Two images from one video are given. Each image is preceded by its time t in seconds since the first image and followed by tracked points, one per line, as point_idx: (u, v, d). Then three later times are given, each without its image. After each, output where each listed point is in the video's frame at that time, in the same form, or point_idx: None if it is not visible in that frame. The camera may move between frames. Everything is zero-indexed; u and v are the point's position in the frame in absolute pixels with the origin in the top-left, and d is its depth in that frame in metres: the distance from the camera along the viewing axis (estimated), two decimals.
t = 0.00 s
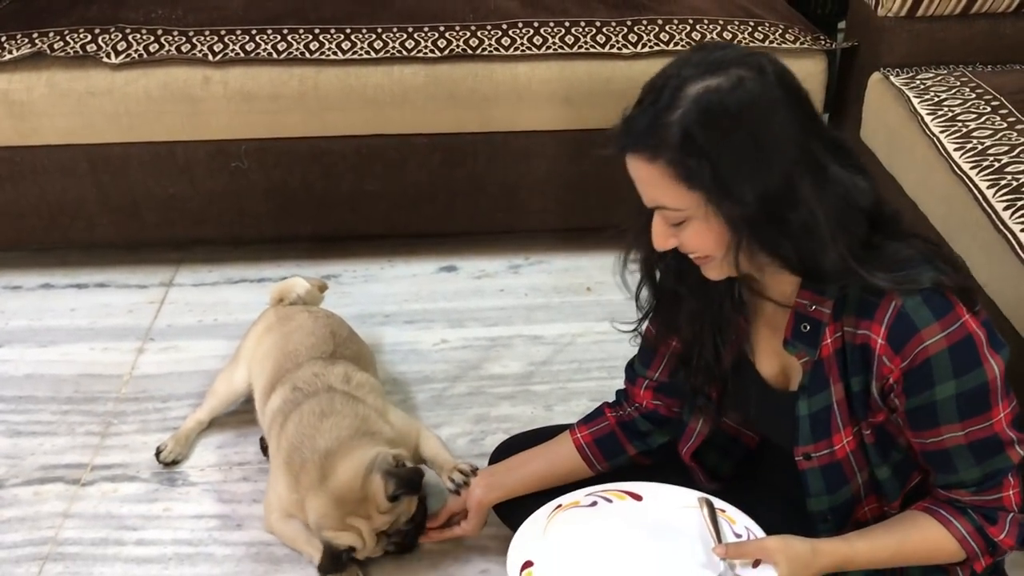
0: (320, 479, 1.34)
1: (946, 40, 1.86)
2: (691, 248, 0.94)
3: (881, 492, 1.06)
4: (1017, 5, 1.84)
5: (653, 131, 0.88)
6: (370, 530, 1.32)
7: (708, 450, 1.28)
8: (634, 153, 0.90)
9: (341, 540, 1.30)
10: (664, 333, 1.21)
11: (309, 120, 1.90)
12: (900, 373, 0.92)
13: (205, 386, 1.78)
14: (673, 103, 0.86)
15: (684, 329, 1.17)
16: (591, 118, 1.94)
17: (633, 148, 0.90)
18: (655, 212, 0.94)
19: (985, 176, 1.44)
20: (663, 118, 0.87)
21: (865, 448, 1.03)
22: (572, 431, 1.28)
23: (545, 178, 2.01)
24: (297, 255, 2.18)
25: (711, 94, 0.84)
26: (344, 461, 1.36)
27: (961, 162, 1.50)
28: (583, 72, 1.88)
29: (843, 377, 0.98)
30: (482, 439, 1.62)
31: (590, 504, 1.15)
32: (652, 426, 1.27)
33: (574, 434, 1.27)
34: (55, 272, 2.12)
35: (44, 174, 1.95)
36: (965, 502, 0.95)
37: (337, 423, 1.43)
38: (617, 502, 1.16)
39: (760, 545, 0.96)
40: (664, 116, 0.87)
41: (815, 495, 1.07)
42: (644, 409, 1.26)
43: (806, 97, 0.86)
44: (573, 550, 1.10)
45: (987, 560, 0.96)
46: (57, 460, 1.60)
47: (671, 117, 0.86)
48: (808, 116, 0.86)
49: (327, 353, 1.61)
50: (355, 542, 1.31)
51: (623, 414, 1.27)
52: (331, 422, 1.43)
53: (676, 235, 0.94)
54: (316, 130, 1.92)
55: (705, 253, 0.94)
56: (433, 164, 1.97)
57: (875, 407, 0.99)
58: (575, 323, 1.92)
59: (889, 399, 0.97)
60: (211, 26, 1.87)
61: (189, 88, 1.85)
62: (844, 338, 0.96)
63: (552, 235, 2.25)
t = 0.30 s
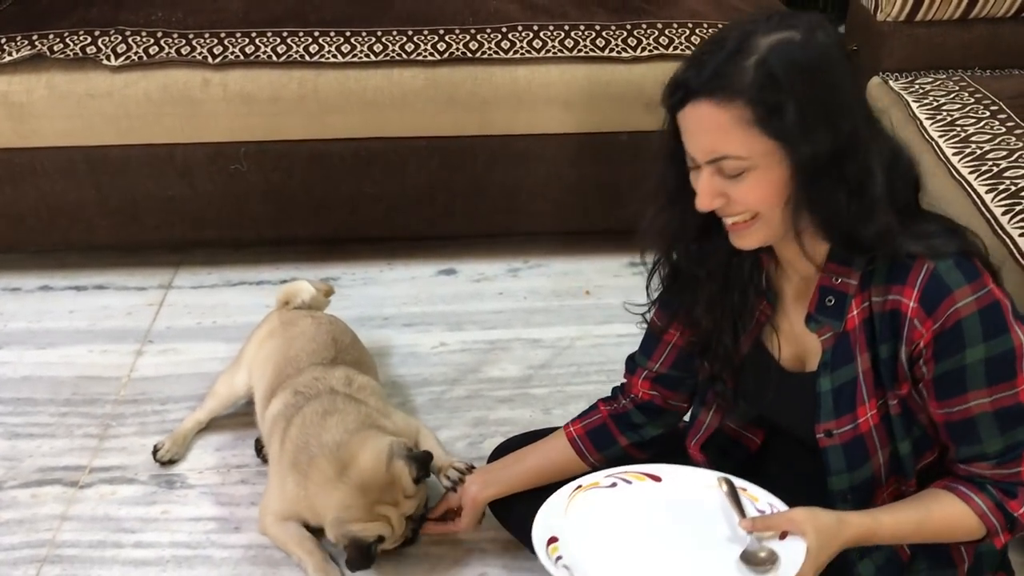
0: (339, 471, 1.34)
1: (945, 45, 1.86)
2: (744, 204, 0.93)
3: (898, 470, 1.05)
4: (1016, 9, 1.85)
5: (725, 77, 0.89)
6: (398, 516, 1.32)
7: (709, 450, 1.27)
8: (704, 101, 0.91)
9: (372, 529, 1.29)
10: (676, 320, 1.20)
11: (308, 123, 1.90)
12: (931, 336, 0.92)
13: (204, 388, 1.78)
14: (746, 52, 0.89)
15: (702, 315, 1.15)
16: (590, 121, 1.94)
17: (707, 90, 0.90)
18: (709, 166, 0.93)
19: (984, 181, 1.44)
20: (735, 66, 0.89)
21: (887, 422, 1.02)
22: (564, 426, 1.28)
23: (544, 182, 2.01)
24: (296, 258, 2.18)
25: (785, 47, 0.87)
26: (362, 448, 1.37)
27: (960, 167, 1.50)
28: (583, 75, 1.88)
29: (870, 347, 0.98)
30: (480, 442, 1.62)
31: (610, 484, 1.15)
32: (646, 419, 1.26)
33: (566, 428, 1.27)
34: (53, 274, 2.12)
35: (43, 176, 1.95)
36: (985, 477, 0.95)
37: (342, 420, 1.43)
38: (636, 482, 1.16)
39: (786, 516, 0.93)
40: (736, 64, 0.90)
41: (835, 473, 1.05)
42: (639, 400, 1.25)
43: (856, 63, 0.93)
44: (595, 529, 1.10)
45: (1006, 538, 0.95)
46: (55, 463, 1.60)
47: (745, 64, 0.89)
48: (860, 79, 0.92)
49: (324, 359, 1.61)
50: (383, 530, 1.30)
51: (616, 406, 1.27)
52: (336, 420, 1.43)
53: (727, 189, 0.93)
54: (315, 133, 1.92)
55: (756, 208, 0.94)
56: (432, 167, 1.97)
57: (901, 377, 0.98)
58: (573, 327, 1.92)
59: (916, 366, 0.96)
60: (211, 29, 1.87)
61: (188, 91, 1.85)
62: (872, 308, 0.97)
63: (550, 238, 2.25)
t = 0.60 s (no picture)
0: (340, 459, 1.33)
1: (948, 47, 1.86)
2: (798, 155, 0.95)
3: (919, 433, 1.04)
4: (1018, 11, 1.86)
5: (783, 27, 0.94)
6: (406, 490, 1.33)
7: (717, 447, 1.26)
8: (764, 50, 0.94)
9: (384, 505, 1.29)
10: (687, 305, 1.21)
11: (309, 124, 1.90)
12: (953, 286, 0.93)
13: (204, 389, 1.78)
14: (798, 10, 0.95)
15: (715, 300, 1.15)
16: (591, 123, 1.94)
17: (758, 45, 0.95)
18: (763, 119, 0.96)
19: (986, 183, 1.43)
20: (789, 19, 0.94)
21: (909, 379, 1.01)
22: (563, 422, 1.24)
23: (545, 185, 2.01)
24: (297, 259, 2.18)
25: (831, 8, 0.95)
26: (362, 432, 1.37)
27: (960, 169, 1.49)
28: (584, 77, 1.88)
29: (892, 303, 0.99)
30: (482, 444, 1.62)
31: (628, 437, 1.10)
32: (647, 410, 1.24)
33: (566, 422, 1.23)
34: (55, 275, 2.13)
35: (45, 177, 1.95)
36: (995, 435, 0.95)
37: (332, 411, 1.43)
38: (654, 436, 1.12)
39: (811, 464, 0.91)
40: (791, 17, 0.95)
41: (861, 433, 1.04)
42: (641, 390, 1.24)
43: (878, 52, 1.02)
44: (617, 482, 1.05)
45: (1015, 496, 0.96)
46: (56, 464, 1.60)
47: (801, 17, 0.94)
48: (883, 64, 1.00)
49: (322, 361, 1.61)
50: (394, 505, 1.30)
51: (617, 399, 1.25)
52: (326, 412, 1.43)
53: (782, 140, 0.95)
54: (316, 135, 1.92)
55: (809, 160, 0.96)
56: (433, 168, 1.97)
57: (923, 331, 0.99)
58: (573, 328, 1.92)
59: (937, 319, 0.96)
60: (212, 30, 1.87)
61: (190, 92, 1.85)
62: (894, 265, 0.98)
63: (550, 240, 2.25)
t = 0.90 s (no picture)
0: (345, 469, 1.33)
1: (948, 45, 1.86)
2: (799, 125, 1.00)
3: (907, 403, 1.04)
4: (1018, 10, 1.85)
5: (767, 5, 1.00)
6: (405, 513, 1.31)
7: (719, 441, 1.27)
8: (759, 27, 0.99)
9: (379, 525, 1.28)
10: (675, 296, 1.24)
11: (310, 122, 1.90)
12: (928, 248, 0.95)
13: (204, 387, 1.78)
14: None
15: (699, 290, 1.20)
16: (592, 121, 1.94)
17: (748, 28, 1.00)
18: (764, 92, 1.00)
19: (986, 181, 1.43)
20: None
21: (895, 347, 1.02)
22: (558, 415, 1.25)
23: (546, 183, 2.01)
24: (297, 257, 2.18)
25: None
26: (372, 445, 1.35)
27: (961, 166, 1.49)
28: (584, 74, 1.89)
29: (872, 272, 1.02)
30: (482, 441, 1.62)
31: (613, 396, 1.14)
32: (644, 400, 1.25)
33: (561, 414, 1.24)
34: (55, 272, 2.13)
35: (45, 175, 1.95)
36: (973, 400, 0.95)
37: (341, 412, 1.43)
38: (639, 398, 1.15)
39: (787, 420, 0.94)
40: None
41: (852, 399, 1.06)
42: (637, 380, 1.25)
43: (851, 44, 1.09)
44: (604, 436, 1.09)
45: (995, 461, 0.95)
46: (56, 461, 1.60)
47: None
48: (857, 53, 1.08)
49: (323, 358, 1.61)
50: (389, 527, 1.29)
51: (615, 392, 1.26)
52: (336, 412, 1.43)
53: (784, 111, 1.00)
54: (316, 132, 1.92)
55: (810, 129, 1.00)
56: (433, 166, 1.97)
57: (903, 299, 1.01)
58: (574, 326, 1.92)
59: (915, 285, 0.98)
60: (212, 27, 1.87)
61: (190, 89, 1.85)
62: (873, 235, 1.02)
63: (551, 237, 2.26)
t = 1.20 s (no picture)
0: (335, 461, 1.33)
1: (947, 42, 1.86)
2: (769, 117, 1.00)
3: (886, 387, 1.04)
4: (1017, 5, 1.85)
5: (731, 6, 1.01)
6: (392, 505, 1.31)
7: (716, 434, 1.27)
8: (725, 22, 1.00)
9: (364, 516, 1.28)
10: (662, 294, 1.27)
11: (308, 118, 1.90)
12: (897, 231, 0.95)
13: (203, 382, 1.78)
14: None
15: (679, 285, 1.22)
16: (590, 117, 1.94)
17: (716, 25, 1.01)
18: (733, 86, 1.00)
19: (984, 177, 1.44)
20: None
21: (871, 331, 1.03)
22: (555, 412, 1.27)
23: (544, 179, 2.01)
24: (295, 253, 2.18)
25: None
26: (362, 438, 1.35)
27: (960, 163, 1.50)
28: (582, 70, 1.89)
29: (846, 257, 1.02)
30: (480, 437, 1.62)
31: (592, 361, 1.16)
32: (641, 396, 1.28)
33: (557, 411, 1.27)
34: (53, 268, 2.12)
35: (43, 170, 1.95)
36: (948, 382, 0.94)
37: (335, 406, 1.43)
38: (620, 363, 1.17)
39: (754, 397, 0.95)
40: None
41: (831, 383, 1.07)
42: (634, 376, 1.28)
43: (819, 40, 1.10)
44: (579, 400, 1.10)
45: (969, 443, 0.94)
46: (54, 457, 1.60)
47: None
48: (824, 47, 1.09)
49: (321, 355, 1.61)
50: (375, 518, 1.29)
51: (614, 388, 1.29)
52: (329, 406, 1.43)
53: (753, 104, 1.00)
54: (315, 128, 1.92)
55: (780, 121, 1.00)
56: (432, 162, 1.97)
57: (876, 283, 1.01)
58: (572, 322, 1.92)
59: (887, 268, 0.98)
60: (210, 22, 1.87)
61: (188, 85, 1.85)
62: (846, 221, 1.02)
63: (549, 233, 2.26)
